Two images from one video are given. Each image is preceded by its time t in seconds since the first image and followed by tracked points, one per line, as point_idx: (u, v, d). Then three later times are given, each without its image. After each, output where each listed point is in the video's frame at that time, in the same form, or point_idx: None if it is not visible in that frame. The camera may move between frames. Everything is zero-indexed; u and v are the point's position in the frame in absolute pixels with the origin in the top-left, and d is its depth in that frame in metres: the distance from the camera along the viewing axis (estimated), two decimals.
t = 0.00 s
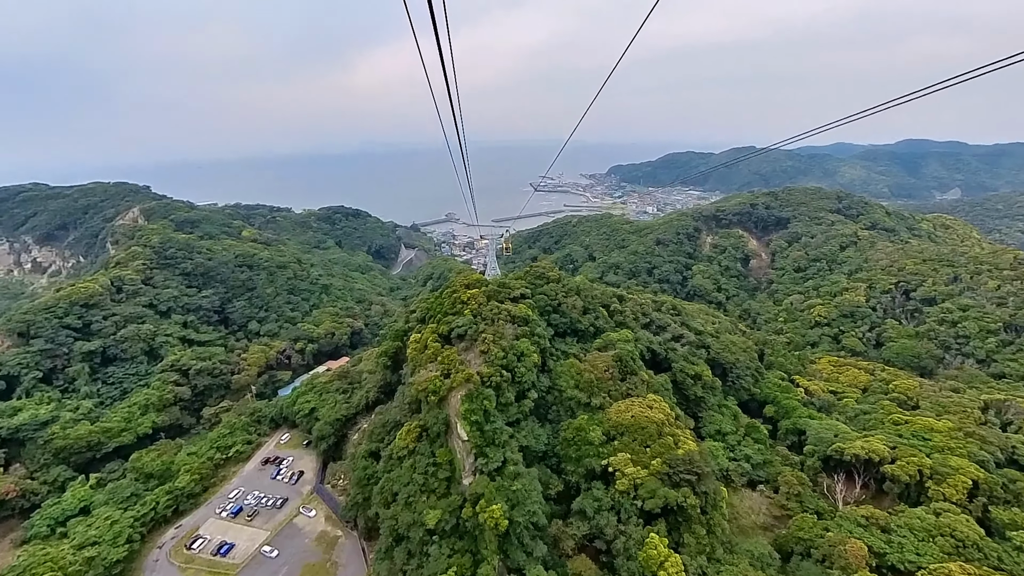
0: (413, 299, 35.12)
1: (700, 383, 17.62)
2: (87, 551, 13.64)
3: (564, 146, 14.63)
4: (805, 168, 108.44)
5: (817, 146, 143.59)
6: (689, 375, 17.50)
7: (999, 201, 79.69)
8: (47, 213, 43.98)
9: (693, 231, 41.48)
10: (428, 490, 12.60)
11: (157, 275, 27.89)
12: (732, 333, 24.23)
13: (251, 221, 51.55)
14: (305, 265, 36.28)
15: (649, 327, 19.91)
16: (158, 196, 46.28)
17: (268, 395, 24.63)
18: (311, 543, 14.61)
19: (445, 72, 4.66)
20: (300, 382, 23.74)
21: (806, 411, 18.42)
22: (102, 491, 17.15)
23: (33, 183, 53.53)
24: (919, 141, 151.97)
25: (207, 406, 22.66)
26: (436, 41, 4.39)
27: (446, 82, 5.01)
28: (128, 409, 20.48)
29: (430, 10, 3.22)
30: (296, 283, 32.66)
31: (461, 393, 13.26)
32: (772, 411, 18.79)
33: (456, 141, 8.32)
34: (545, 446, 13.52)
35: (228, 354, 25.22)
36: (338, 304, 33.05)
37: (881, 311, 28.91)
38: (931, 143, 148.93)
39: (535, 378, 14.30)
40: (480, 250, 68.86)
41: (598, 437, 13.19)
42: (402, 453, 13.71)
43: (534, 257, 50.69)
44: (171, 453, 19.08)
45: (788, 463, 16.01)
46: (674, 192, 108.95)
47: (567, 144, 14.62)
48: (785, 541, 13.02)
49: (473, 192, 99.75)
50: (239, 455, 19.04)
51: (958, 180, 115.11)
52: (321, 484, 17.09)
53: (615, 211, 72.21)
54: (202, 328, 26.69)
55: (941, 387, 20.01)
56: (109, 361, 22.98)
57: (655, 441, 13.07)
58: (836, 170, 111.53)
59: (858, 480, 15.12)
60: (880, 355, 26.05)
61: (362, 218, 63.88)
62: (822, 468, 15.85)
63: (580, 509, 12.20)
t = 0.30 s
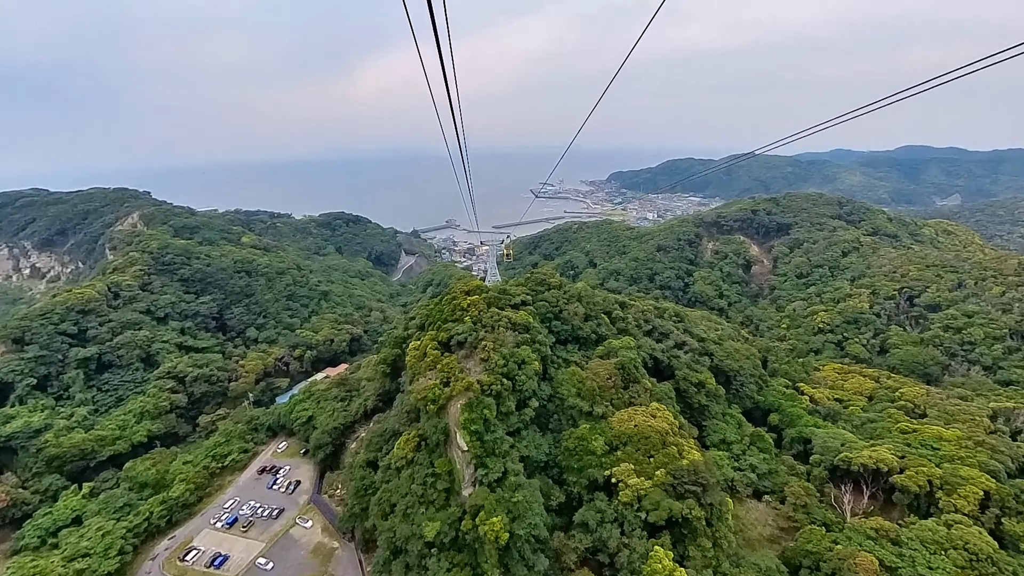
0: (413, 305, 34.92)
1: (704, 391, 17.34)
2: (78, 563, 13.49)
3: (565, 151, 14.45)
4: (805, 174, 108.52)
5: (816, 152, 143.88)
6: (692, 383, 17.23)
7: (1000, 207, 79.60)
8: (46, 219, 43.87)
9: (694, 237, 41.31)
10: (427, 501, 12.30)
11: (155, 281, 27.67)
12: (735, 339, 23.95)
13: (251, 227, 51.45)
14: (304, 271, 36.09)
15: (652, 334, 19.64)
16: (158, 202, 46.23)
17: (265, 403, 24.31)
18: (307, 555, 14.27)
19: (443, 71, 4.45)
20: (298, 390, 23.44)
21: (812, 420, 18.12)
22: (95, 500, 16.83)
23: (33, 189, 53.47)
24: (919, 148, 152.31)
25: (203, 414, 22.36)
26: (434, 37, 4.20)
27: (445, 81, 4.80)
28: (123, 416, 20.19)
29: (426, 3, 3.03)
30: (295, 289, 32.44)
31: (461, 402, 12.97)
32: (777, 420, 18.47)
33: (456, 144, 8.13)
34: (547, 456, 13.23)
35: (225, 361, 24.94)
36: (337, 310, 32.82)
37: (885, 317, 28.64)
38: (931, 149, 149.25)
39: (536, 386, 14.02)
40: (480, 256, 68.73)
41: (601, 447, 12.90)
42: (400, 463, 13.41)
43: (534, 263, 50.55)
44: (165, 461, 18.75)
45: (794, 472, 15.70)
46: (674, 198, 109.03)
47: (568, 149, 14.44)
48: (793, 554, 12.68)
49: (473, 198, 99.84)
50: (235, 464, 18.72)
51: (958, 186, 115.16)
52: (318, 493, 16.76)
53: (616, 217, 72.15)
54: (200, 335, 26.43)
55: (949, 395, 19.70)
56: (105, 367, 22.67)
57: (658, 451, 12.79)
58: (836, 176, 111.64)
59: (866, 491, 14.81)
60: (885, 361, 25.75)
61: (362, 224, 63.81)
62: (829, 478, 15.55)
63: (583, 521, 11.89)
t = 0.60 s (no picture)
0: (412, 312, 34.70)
1: (707, 399, 17.06)
2: None
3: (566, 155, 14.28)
4: (804, 180, 108.67)
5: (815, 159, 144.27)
6: (695, 391, 16.97)
7: (999, 213, 79.64)
8: (45, 224, 43.72)
9: (695, 243, 41.17)
10: (425, 513, 12.01)
11: (152, 287, 27.43)
12: (738, 346, 23.71)
13: (250, 233, 51.28)
14: (303, 278, 35.87)
15: (654, 341, 19.39)
16: (157, 208, 46.11)
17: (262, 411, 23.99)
18: (302, 568, 13.92)
19: (441, 67, 4.24)
20: (296, 397, 23.14)
21: (817, 428, 17.83)
22: (87, 510, 16.49)
23: (32, 195, 53.37)
24: (917, 154, 152.73)
25: (199, 422, 22.06)
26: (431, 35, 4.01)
27: (444, 80, 4.61)
28: (117, 424, 19.88)
29: None
30: (294, 296, 32.21)
31: (460, 411, 12.69)
32: (781, 428, 18.19)
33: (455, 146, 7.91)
34: (548, 467, 12.94)
35: (222, 368, 24.65)
36: (336, 317, 32.57)
37: (888, 323, 28.40)
38: (929, 156, 149.70)
39: (536, 394, 13.75)
40: (480, 262, 68.56)
41: (603, 456, 12.62)
42: (398, 474, 13.12)
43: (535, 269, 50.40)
44: (160, 471, 18.44)
45: (799, 483, 15.41)
46: (674, 205, 109.15)
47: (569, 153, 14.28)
48: (800, 567, 12.35)
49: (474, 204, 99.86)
50: (230, 474, 18.41)
51: (957, 192, 115.32)
52: (315, 504, 16.44)
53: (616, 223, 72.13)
54: (197, 341, 26.16)
55: (955, 402, 19.40)
56: (100, 375, 22.39)
57: (662, 461, 12.51)
58: (835, 183, 111.76)
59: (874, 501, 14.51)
60: (889, 368, 25.47)
61: (362, 230, 63.72)
62: (835, 488, 15.24)
63: (585, 533, 11.58)
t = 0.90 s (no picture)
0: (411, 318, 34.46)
1: (710, 407, 16.80)
2: None
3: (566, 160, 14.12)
4: (803, 186, 108.92)
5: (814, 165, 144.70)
6: (698, 399, 16.71)
7: (998, 218, 79.73)
8: (42, 230, 43.51)
9: (695, 249, 41.04)
10: (423, 525, 11.72)
11: (148, 293, 27.17)
12: (740, 353, 23.48)
13: (249, 239, 51.10)
14: (302, 284, 35.65)
15: (656, 347, 19.16)
16: (156, 214, 45.94)
17: (258, 419, 23.68)
18: None
19: (438, 65, 4.04)
20: (292, 405, 22.83)
21: (821, 436, 17.57)
22: (77, 521, 16.14)
23: (30, 200, 53.19)
24: (915, 160, 153.29)
25: (194, 430, 21.73)
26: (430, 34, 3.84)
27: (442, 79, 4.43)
28: (110, 433, 19.56)
29: None
30: (291, 302, 31.96)
31: (458, 420, 12.41)
32: (785, 436, 17.92)
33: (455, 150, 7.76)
34: (549, 477, 12.67)
35: (218, 376, 24.35)
36: (334, 323, 32.32)
37: (890, 329, 28.19)
38: (927, 162, 150.26)
39: (537, 403, 13.49)
40: (480, 269, 68.41)
41: (605, 467, 12.36)
42: (395, 485, 12.81)
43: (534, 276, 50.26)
44: (153, 480, 18.11)
45: (805, 492, 15.13)
46: (673, 211, 109.26)
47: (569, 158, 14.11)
48: None
49: (473, 211, 99.89)
50: (225, 483, 18.06)
51: (956, 198, 115.57)
52: (310, 515, 16.11)
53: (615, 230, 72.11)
54: (193, 348, 25.88)
55: (961, 409, 19.13)
56: (94, 382, 22.07)
57: (665, 471, 12.24)
58: (834, 189, 111.99)
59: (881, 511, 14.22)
60: (892, 375, 25.24)
61: (361, 237, 63.59)
62: (842, 498, 14.97)
63: (587, 546, 11.30)
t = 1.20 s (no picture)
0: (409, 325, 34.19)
1: (712, 415, 16.54)
2: None
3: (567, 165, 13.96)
4: (801, 193, 109.21)
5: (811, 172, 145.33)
6: (700, 407, 16.45)
7: (996, 223, 79.84)
8: (38, 236, 43.22)
9: (694, 255, 40.91)
10: (420, 538, 11.41)
11: (142, 299, 26.87)
12: (741, 360, 23.22)
13: (246, 246, 50.85)
14: (299, 290, 35.40)
15: (657, 354, 18.92)
16: (152, 220, 45.69)
17: (254, 427, 23.33)
18: None
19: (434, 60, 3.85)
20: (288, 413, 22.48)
21: (825, 444, 17.30)
22: (66, 533, 15.77)
23: (26, 206, 52.94)
24: (911, 166, 153.99)
25: (187, 439, 21.36)
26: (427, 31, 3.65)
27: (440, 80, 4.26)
28: (101, 442, 19.19)
29: None
30: (288, 309, 31.68)
31: (456, 429, 12.12)
32: (788, 444, 17.64)
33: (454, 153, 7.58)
34: (549, 488, 12.38)
35: (213, 383, 24.01)
36: (331, 330, 32.01)
37: (892, 335, 28.00)
38: (923, 168, 151.04)
39: (536, 411, 13.22)
40: (479, 275, 68.22)
41: (606, 477, 12.08)
42: (391, 496, 12.49)
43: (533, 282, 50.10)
44: (145, 490, 17.74)
45: (809, 502, 14.86)
46: (672, 217, 109.39)
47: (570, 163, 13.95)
48: None
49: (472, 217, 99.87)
50: (218, 494, 17.70)
51: (953, 204, 115.97)
52: (305, 526, 15.76)
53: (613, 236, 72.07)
54: (187, 355, 25.55)
55: (966, 416, 18.88)
56: (86, 390, 21.71)
57: (668, 481, 11.97)
58: (831, 195, 112.37)
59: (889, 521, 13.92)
60: (894, 381, 25.01)
61: (359, 243, 63.39)
62: (848, 508, 14.70)
63: (589, 559, 11.01)
